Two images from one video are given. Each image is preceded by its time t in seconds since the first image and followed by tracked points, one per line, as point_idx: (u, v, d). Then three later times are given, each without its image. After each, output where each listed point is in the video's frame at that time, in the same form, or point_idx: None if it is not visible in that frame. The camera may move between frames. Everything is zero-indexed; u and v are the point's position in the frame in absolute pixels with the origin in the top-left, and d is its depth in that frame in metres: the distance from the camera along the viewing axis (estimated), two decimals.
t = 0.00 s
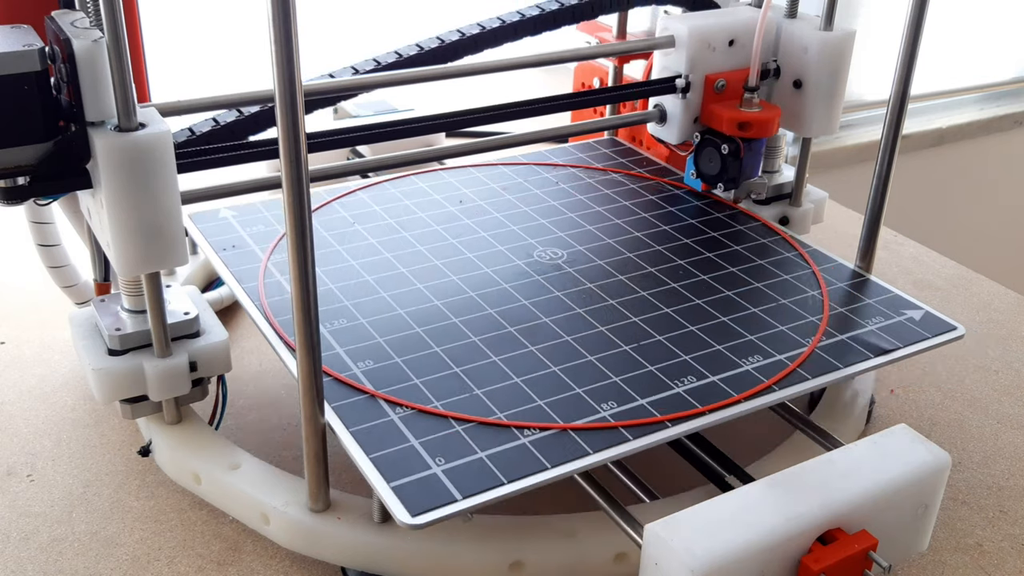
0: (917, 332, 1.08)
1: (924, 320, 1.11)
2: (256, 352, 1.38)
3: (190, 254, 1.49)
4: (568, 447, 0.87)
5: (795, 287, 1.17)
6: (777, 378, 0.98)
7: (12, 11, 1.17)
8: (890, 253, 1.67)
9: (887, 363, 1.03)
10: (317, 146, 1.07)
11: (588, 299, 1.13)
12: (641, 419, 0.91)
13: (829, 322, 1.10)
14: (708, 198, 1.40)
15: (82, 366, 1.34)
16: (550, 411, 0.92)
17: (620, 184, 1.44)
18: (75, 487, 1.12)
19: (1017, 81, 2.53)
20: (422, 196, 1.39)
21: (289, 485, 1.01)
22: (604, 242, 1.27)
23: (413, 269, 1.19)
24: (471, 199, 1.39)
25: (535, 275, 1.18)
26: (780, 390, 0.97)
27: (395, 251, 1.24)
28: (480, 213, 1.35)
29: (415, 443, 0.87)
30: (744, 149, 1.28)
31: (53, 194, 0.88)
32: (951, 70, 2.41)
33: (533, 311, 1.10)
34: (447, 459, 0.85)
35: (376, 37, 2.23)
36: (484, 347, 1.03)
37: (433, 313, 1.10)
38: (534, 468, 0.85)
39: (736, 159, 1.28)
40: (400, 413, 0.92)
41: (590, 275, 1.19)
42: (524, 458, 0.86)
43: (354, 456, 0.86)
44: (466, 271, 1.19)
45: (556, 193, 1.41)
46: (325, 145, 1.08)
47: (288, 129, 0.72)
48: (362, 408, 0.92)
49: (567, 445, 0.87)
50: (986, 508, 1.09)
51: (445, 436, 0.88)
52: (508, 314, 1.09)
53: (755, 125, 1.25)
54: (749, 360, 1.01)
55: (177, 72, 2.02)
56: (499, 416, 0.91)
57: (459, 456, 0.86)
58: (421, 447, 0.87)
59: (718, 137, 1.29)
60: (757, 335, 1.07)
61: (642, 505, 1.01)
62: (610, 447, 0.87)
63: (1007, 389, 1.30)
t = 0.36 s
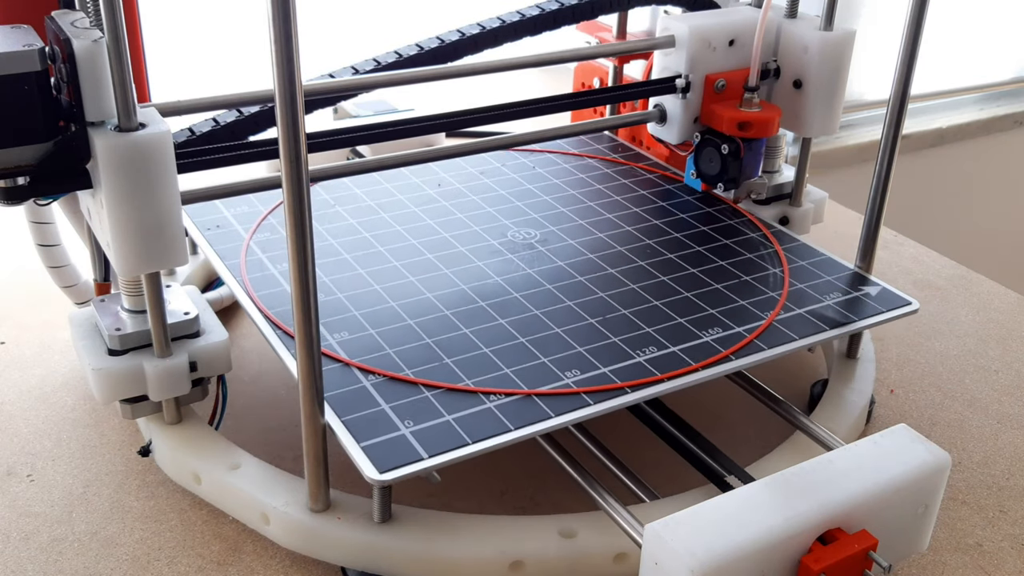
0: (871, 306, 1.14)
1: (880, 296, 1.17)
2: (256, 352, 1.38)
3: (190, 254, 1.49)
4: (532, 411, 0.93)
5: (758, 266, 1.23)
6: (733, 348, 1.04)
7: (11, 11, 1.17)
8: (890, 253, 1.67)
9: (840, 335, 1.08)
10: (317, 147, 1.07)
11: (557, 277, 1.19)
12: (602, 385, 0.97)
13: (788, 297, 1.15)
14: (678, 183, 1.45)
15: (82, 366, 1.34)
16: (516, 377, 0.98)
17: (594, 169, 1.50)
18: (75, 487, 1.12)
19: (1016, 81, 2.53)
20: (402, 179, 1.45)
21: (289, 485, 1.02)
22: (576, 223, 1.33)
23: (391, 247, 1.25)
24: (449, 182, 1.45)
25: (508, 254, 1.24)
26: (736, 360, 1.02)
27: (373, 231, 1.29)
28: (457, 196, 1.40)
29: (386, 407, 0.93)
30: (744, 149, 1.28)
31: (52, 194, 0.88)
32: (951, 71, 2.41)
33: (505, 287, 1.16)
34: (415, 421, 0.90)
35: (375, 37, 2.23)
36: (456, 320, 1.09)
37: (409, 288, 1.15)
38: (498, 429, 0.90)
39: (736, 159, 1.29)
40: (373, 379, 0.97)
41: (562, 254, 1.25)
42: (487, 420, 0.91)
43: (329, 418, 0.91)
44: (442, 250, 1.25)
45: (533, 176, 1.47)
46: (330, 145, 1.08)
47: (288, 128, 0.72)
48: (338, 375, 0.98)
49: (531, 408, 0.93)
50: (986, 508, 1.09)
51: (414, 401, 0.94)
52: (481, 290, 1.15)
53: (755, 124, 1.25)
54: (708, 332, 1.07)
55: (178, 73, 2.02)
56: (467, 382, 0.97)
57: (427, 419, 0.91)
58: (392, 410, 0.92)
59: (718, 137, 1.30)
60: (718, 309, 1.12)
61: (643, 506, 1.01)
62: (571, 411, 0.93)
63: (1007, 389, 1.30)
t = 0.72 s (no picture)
0: (834, 285, 1.17)
1: (844, 275, 1.20)
2: (256, 352, 1.38)
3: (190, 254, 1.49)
4: (501, 381, 0.96)
5: (727, 247, 1.26)
6: (699, 323, 1.07)
7: (12, 12, 1.17)
8: (890, 253, 1.67)
9: (804, 311, 1.11)
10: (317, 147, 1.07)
11: (532, 257, 1.22)
12: (570, 357, 1.00)
13: (754, 276, 1.18)
14: (654, 169, 1.49)
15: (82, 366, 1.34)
16: (488, 351, 1.01)
17: (573, 156, 1.54)
18: (75, 487, 1.12)
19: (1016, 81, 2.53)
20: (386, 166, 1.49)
21: (289, 485, 1.02)
22: (552, 207, 1.37)
23: (370, 229, 1.28)
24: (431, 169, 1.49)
25: (485, 235, 1.27)
26: (702, 334, 1.05)
27: (355, 214, 1.32)
28: (438, 181, 1.44)
29: (361, 377, 0.96)
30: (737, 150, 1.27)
31: (52, 194, 0.88)
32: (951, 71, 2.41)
33: (481, 266, 1.19)
34: (389, 391, 0.93)
35: (375, 36, 2.23)
36: (432, 297, 1.12)
37: (387, 267, 1.18)
38: (468, 398, 0.93)
39: (728, 160, 1.28)
40: (349, 352, 1.01)
41: (537, 235, 1.28)
42: (458, 389, 0.94)
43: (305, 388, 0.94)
44: (421, 232, 1.28)
45: (513, 163, 1.51)
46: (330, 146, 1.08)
47: (288, 130, 0.73)
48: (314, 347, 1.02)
49: (500, 379, 0.96)
50: (986, 508, 1.09)
51: (388, 372, 0.97)
52: (458, 269, 1.18)
53: (748, 125, 1.26)
54: (675, 309, 1.10)
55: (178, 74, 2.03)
56: (440, 354, 1.00)
57: (400, 388, 0.94)
58: (366, 380, 0.95)
59: (711, 138, 1.29)
60: (687, 287, 1.15)
61: (643, 506, 1.01)
62: (539, 381, 0.96)
63: (1007, 389, 1.30)
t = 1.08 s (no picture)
0: (799, 264, 1.21)
1: (809, 255, 1.24)
2: (255, 352, 1.39)
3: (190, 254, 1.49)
4: (472, 352, 1.00)
5: (697, 229, 1.30)
6: (665, 300, 1.11)
7: (12, 12, 1.17)
8: (890, 253, 1.67)
9: (766, 288, 1.15)
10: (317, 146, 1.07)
11: (508, 238, 1.27)
12: (540, 331, 1.04)
13: (721, 256, 1.23)
14: (629, 156, 1.54)
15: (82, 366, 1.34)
16: (461, 325, 1.05)
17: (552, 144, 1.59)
18: (75, 487, 1.12)
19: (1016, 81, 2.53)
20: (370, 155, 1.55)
21: (289, 485, 1.02)
22: (530, 191, 1.41)
23: (352, 212, 1.33)
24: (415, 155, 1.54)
25: (463, 218, 1.32)
26: (667, 311, 1.10)
27: (338, 198, 1.37)
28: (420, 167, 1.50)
29: (338, 349, 1.00)
30: (723, 154, 1.27)
31: (52, 194, 0.88)
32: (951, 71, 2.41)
33: (458, 247, 1.24)
34: (363, 361, 0.98)
35: (375, 36, 2.24)
36: (409, 276, 1.16)
37: (366, 248, 1.23)
38: (440, 367, 0.97)
39: (714, 163, 1.27)
40: (327, 326, 1.05)
41: (514, 218, 1.33)
42: (431, 360, 0.98)
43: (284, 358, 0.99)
44: (401, 215, 1.33)
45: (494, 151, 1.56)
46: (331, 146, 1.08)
47: (288, 129, 0.73)
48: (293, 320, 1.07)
49: (471, 350, 1.00)
50: (986, 508, 1.09)
51: (365, 344, 1.01)
52: (436, 250, 1.23)
53: (734, 129, 1.25)
54: (643, 287, 1.14)
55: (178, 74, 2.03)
56: (415, 328, 1.04)
57: (374, 358, 0.98)
58: (342, 351, 1.00)
59: (697, 141, 1.29)
60: (655, 267, 1.19)
61: (643, 507, 1.01)
62: (508, 353, 1.00)
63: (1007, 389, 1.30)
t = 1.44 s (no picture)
0: (768, 248, 1.23)
1: (779, 239, 1.26)
2: (255, 352, 1.38)
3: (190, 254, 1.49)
4: (448, 328, 1.01)
5: (672, 214, 1.32)
6: (638, 281, 1.13)
7: (12, 12, 1.17)
8: (890, 253, 1.67)
9: (736, 271, 1.17)
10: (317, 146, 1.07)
11: (487, 222, 1.28)
12: (514, 309, 1.06)
13: (694, 240, 1.24)
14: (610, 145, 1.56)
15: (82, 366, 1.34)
16: (438, 303, 1.06)
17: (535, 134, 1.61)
18: (75, 487, 1.12)
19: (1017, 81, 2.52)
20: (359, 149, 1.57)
21: (289, 485, 1.02)
22: (512, 176, 1.43)
23: (336, 197, 1.35)
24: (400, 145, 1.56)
25: (444, 203, 1.34)
26: (640, 290, 1.11)
27: (324, 184, 1.39)
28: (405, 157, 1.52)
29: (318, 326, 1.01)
30: (701, 159, 1.25)
31: (53, 194, 0.88)
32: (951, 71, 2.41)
33: (438, 230, 1.25)
34: (342, 337, 0.99)
35: (375, 35, 2.24)
36: (389, 257, 1.18)
37: (349, 230, 1.24)
38: (416, 342, 0.99)
39: (692, 168, 1.25)
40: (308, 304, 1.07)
41: (495, 203, 1.34)
42: (407, 336, 1.00)
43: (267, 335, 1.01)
44: (383, 200, 1.34)
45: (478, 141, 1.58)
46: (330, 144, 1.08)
47: (288, 129, 0.73)
48: (274, 299, 1.09)
49: (447, 327, 1.02)
50: (986, 508, 1.09)
51: (344, 321, 1.02)
52: (416, 232, 1.24)
53: (713, 133, 1.22)
54: (617, 268, 1.16)
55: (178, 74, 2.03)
56: (394, 306, 1.05)
57: (352, 335, 1.00)
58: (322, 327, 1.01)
59: (676, 146, 1.27)
60: (629, 250, 1.21)
61: (644, 507, 1.01)
62: (483, 330, 1.02)
63: (1007, 389, 1.30)
